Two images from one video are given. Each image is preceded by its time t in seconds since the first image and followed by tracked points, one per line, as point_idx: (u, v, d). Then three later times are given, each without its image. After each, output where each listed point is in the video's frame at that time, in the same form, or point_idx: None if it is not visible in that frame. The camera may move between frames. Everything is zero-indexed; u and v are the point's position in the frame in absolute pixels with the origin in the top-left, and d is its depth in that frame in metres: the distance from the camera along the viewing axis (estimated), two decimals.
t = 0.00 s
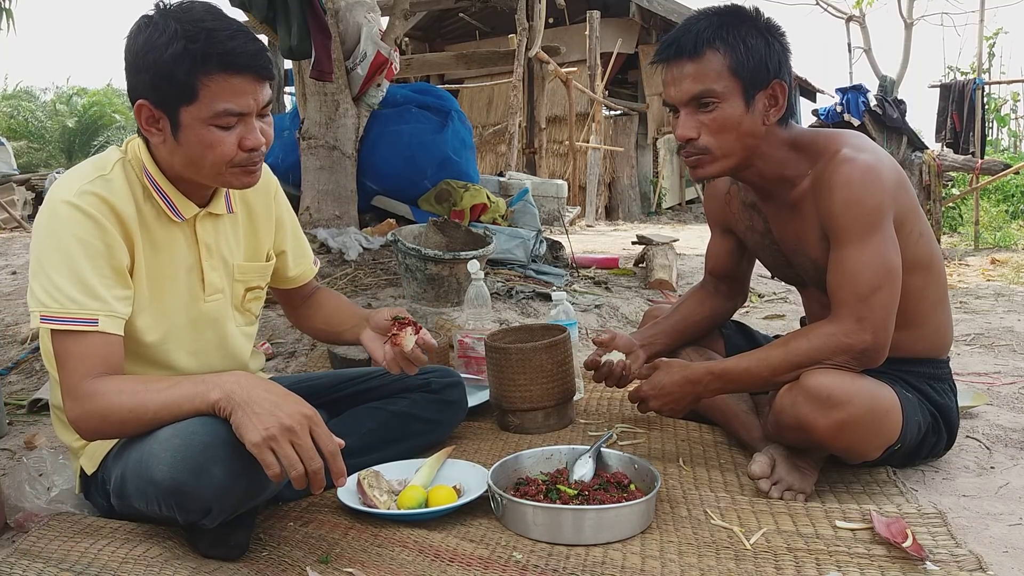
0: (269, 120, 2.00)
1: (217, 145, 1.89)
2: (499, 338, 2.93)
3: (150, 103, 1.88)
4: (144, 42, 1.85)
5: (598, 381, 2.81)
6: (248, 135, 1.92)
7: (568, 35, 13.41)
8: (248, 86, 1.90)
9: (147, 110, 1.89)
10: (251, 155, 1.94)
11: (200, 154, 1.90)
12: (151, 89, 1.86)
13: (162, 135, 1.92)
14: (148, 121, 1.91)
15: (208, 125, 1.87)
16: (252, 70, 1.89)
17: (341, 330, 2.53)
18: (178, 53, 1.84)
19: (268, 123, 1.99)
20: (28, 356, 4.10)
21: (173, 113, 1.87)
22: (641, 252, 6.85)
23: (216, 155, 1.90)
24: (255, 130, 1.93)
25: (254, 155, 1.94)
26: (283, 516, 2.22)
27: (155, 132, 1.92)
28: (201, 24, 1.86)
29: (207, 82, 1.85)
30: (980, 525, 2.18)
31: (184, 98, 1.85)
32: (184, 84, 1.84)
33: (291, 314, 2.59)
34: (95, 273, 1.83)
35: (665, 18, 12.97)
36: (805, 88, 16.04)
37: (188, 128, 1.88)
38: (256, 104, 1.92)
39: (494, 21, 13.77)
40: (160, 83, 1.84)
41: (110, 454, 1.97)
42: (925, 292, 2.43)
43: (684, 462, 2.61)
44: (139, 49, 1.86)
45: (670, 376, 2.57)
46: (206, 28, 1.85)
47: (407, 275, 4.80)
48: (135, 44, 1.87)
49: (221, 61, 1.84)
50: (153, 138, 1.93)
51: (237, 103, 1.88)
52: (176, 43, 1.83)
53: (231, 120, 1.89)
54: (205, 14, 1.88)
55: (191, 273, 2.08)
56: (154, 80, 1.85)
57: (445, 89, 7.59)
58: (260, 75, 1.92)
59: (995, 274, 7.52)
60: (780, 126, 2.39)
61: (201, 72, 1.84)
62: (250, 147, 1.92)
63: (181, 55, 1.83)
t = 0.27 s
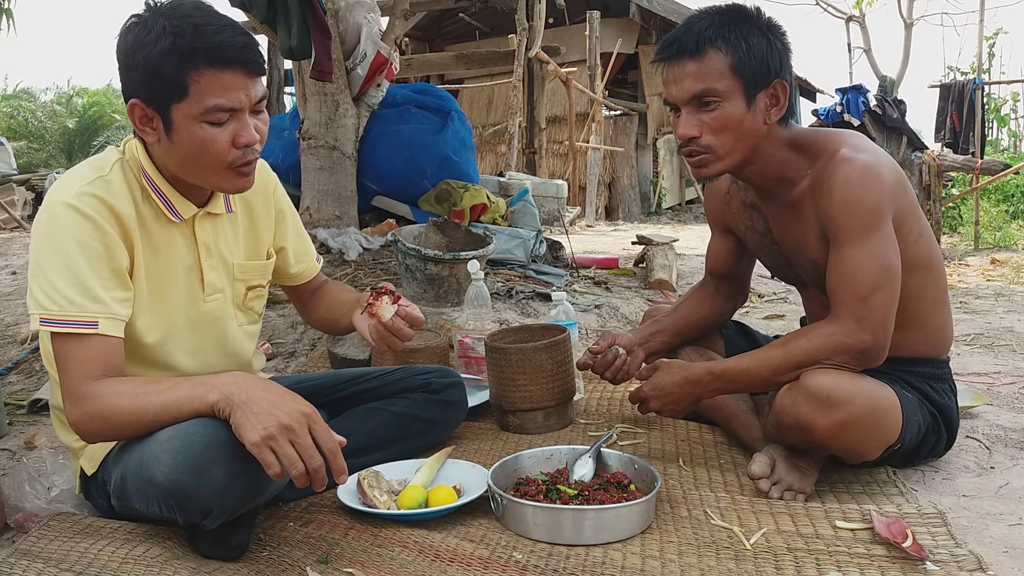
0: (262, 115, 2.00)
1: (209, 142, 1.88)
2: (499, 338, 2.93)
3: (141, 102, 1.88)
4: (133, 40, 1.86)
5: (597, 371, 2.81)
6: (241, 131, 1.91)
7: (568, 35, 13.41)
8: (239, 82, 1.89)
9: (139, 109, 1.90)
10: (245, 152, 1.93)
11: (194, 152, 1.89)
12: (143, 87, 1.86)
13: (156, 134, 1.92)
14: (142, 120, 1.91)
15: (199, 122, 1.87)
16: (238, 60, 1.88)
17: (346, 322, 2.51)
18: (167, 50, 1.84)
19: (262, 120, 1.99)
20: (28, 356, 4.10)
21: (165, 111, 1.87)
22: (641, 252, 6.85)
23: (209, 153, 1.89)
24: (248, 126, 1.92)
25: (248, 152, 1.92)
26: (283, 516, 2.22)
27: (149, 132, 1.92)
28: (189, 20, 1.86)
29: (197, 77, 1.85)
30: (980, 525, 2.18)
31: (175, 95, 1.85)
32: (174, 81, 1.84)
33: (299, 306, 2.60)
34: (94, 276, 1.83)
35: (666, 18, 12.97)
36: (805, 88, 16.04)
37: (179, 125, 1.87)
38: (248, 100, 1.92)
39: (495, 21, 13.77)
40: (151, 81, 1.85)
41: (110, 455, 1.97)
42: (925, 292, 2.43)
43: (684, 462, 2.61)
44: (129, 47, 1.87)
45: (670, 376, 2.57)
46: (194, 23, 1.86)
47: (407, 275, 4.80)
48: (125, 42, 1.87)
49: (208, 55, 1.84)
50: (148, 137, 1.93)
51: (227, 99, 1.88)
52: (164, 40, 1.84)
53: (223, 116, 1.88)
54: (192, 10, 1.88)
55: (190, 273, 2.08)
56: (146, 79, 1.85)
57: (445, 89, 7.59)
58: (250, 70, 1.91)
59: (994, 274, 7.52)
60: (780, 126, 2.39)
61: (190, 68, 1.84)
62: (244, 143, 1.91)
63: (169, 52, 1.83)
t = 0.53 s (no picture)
0: (258, 115, 1.99)
1: (204, 144, 1.88)
2: (499, 338, 2.93)
3: (136, 105, 1.88)
4: (125, 44, 1.86)
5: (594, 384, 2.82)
6: (237, 132, 1.91)
7: (568, 35, 13.42)
8: (233, 82, 1.89)
9: (134, 113, 1.90)
10: (241, 153, 1.93)
11: (191, 154, 1.89)
12: (136, 90, 1.87)
13: (152, 137, 1.92)
14: (137, 123, 1.91)
15: (193, 124, 1.87)
16: (232, 62, 1.88)
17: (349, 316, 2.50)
18: (158, 52, 1.84)
19: (258, 121, 1.99)
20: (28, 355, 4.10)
21: (160, 114, 1.87)
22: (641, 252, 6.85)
23: (205, 155, 1.89)
24: (244, 128, 1.92)
25: (244, 153, 1.92)
26: (283, 516, 2.22)
27: (144, 135, 1.93)
28: (180, 21, 1.86)
29: (190, 79, 1.85)
30: (980, 525, 2.18)
31: (169, 97, 1.85)
32: (167, 83, 1.84)
33: (303, 302, 2.60)
34: (93, 280, 1.82)
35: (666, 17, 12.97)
36: (805, 87, 16.04)
37: (174, 128, 1.88)
38: (243, 100, 1.91)
39: (495, 21, 13.78)
40: (144, 84, 1.85)
41: (111, 458, 1.97)
42: (925, 291, 2.43)
43: (684, 462, 2.60)
44: (122, 50, 1.87)
45: (671, 377, 2.57)
46: (185, 24, 1.85)
47: (407, 275, 4.80)
48: (117, 45, 1.87)
49: (199, 56, 1.84)
50: (145, 140, 1.94)
51: (222, 99, 1.87)
52: (155, 42, 1.84)
53: (217, 118, 1.88)
54: (184, 10, 1.88)
55: (189, 274, 2.08)
56: (140, 81, 1.85)
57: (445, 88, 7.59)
58: (243, 70, 1.91)
59: (995, 274, 7.51)
60: (781, 126, 2.39)
61: (182, 70, 1.84)
62: (240, 145, 1.91)
63: (160, 54, 1.83)
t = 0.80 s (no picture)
0: (260, 114, 1.99)
1: (208, 145, 1.88)
2: (499, 338, 2.93)
3: (136, 110, 1.88)
4: (123, 48, 1.86)
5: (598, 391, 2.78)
6: (241, 131, 1.90)
7: (568, 35, 13.42)
8: (233, 82, 1.89)
9: (136, 117, 1.90)
10: (246, 152, 1.92)
11: (195, 156, 1.90)
12: (135, 95, 1.87)
13: (154, 142, 1.93)
14: (139, 128, 1.92)
15: (196, 126, 1.87)
16: (232, 65, 1.88)
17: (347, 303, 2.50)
18: (156, 54, 1.84)
19: (262, 119, 1.98)
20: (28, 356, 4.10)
21: (161, 118, 1.88)
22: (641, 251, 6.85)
23: (208, 155, 1.89)
24: (247, 127, 1.92)
25: (249, 153, 1.92)
26: (283, 517, 2.22)
27: (147, 139, 1.93)
28: (176, 23, 1.85)
29: (189, 81, 1.85)
30: (980, 525, 2.18)
31: (169, 100, 1.85)
32: (166, 85, 1.84)
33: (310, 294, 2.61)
34: (101, 284, 1.82)
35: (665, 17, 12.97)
36: (805, 87, 16.04)
37: (177, 130, 1.88)
38: (244, 100, 1.91)
39: (494, 21, 13.78)
40: (143, 88, 1.85)
41: (110, 460, 1.96)
42: (923, 290, 2.43)
43: (684, 462, 2.60)
44: (119, 54, 1.87)
45: (670, 377, 2.57)
46: (180, 25, 1.85)
47: (407, 275, 4.80)
48: (115, 50, 1.88)
49: (198, 57, 1.84)
50: (147, 144, 1.94)
51: (223, 100, 1.87)
52: (153, 45, 1.84)
53: (219, 119, 1.88)
54: (179, 11, 1.88)
55: (194, 275, 2.08)
56: (139, 85, 1.86)
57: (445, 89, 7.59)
58: (243, 70, 1.90)
59: (995, 274, 7.50)
60: (780, 126, 2.39)
61: (181, 72, 1.84)
62: (245, 144, 1.91)
63: (158, 57, 1.83)
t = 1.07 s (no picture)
0: (267, 104, 1.99)
1: (218, 138, 1.88)
2: (499, 338, 2.93)
3: (145, 111, 1.89)
4: (126, 50, 1.87)
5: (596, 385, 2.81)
6: (248, 122, 1.90)
7: (568, 35, 13.42)
8: (236, 69, 1.89)
9: (146, 118, 1.90)
10: (256, 142, 1.92)
11: (204, 150, 1.89)
12: (142, 94, 1.87)
13: (166, 142, 1.93)
14: (150, 129, 1.92)
15: (205, 118, 1.87)
16: (233, 49, 1.89)
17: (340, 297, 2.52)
18: (158, 51, 1.84)
19: (268, 111, 1.98)
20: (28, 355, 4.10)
21: (170, 115, 1.88)
22: (642, 251, 6.85)
23: (219, 147, 1.89)
24: (255, 117, 1.92)
25: (258, 142, 1.92)
26: (283, 516, 2.22)
27: (158, 140, 1.93)
28: (177, 17, 1.86)
29: (193, 72, 1.85)
30: (980, 525, 2.18)
31: (177, 94, 1.85)
32: (172, 79, 1.84)
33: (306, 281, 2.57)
34: (118, 288, 1.81)
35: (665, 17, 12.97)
36: (805, 87, 16.04)
37: (186, 125, 1.87)
38: (250, 89, 1.91)
39: (495, 21, 13.78)
40: (151, 87, 1.85)
41: (111, 461, 1.96)
42: (922, 289, 2.42)
43: (684, 462, 2.60)
44: (122, 57, 1.88)
45: (671, 378, 2.57)
46: (181, 18, 1.86)
47: (407, 275, 4.79)
48: (119, 53, 1.88)
49: (199, 47, 1.84)
50: (158, 145, 1.94)
51: (229, 88, 1.88)
52: (155, 41, 1.84)
53: (226, 109, 1.88)
54: (176, 7, 1.89)
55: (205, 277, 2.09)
56: (145, 84, 1.86)
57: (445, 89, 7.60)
58: (244, 57, 1.91)
59: (994, 274, 7.50)
60: (780, 126, 2.39)
61: (185, 63, 1.84)
62: (254, 134, 1.91)
63: (161, 52, 1.83)
